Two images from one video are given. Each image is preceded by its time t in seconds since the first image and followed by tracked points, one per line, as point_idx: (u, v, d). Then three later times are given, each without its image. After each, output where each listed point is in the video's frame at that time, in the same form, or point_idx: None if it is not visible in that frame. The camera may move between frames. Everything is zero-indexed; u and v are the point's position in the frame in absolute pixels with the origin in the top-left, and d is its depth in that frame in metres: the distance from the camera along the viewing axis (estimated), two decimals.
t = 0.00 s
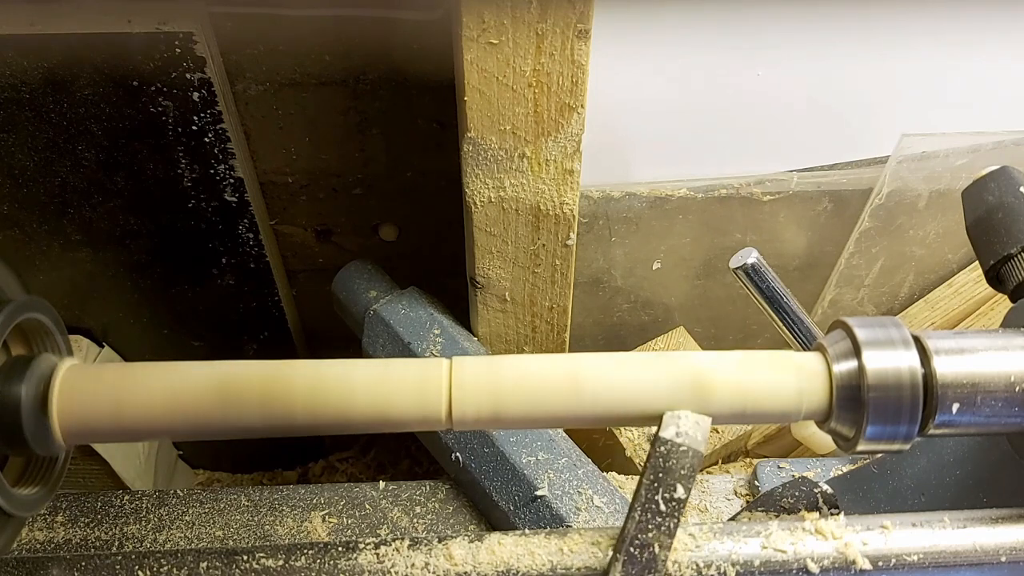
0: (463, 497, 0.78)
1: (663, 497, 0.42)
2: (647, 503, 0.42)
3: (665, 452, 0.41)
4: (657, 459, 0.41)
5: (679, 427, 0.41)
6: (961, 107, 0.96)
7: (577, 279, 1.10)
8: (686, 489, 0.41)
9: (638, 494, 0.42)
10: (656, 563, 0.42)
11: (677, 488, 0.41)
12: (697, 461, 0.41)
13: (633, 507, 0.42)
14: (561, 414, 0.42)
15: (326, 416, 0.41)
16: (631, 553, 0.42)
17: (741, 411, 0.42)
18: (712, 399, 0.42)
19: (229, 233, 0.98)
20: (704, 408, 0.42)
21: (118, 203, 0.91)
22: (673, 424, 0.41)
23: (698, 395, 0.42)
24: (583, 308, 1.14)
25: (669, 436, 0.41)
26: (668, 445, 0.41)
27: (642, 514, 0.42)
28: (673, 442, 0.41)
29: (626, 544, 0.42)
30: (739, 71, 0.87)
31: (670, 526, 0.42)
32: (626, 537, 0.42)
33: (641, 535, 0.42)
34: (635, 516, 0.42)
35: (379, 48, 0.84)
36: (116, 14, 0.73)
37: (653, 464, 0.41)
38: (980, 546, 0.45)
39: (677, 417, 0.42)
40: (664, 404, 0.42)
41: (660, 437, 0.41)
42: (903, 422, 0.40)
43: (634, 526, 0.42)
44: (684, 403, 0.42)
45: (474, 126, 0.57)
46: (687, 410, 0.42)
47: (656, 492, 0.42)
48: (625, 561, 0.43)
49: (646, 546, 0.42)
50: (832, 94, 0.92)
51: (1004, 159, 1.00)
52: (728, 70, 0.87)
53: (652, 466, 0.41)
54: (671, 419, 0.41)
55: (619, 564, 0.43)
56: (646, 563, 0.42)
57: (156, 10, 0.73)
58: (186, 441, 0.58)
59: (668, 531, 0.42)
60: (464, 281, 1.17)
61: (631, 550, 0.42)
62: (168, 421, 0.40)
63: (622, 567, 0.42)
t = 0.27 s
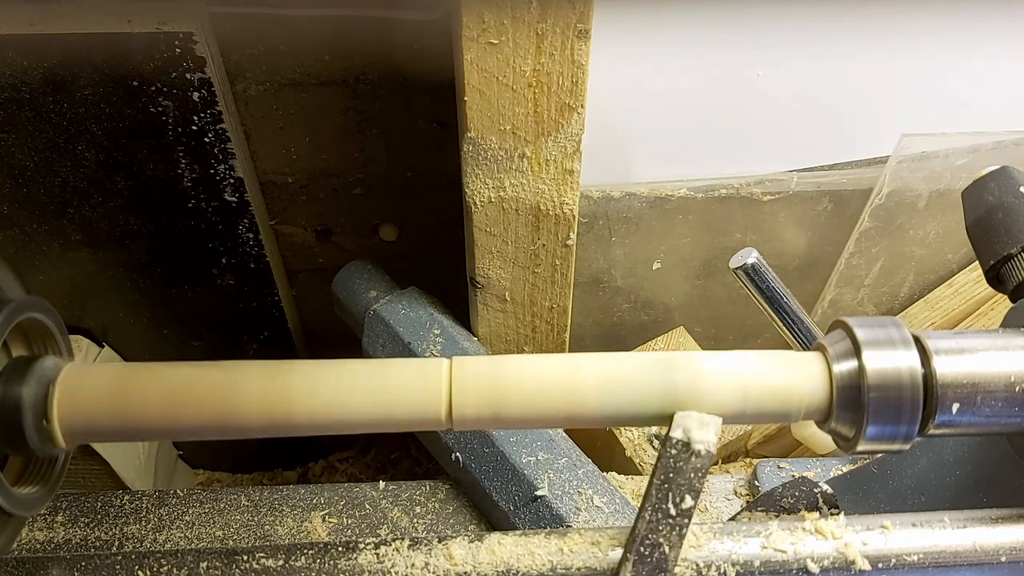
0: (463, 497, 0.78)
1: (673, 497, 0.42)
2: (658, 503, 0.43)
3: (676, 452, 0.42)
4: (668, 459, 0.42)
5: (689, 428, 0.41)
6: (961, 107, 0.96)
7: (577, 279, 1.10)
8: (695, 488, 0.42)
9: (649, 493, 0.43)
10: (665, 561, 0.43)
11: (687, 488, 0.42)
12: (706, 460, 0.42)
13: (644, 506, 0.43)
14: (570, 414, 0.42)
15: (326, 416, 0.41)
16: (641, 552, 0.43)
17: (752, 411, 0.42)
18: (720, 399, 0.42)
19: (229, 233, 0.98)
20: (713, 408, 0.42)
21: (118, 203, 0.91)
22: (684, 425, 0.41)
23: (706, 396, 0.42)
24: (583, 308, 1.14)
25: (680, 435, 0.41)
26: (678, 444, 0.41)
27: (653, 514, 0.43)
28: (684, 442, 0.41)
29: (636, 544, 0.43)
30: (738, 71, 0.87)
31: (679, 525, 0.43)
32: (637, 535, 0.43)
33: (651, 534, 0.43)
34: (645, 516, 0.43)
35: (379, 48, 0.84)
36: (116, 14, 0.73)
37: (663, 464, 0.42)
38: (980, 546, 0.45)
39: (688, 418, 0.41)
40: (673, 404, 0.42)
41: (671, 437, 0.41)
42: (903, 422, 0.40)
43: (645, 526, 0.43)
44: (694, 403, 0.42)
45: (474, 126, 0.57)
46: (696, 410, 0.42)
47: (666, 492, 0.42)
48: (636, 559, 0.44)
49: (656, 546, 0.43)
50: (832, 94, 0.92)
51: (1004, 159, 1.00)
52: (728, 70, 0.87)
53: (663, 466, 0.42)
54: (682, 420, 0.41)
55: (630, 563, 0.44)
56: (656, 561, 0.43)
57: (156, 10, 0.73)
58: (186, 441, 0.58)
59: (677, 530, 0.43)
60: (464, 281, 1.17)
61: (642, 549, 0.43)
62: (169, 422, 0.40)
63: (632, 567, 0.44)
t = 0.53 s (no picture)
0: (463, 497, 0.78)
1: (683, 498, 0.42)
2: (667, 503, 0.42)
3: (685, 452, 0.41)
4: (678, 459, 0.41)
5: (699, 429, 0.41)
6: (961, 107, 0.96)
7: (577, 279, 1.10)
8: (705, 488, 0.42)
9: (659, 493, 0.43)
10: (676, 560, 0.43)
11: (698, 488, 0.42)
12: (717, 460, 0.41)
13: (654, 506, 0.43)
14: (578, 414, 0.42)
15: (326, 416, 0.41)
16: (652, 553, 0.43)
17: (762, 411, 0.42)
18: (728, 399, 0.42)
19: (229, 233, 0.98)
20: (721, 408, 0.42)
21: (118, 203, 0.91)
22: (694, 426, 0.41)
23: (715, 395, 0.41)
24: (584, 308, 1.14)
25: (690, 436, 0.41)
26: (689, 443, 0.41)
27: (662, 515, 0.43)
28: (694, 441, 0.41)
29: (647, 545, 0.43)
30: (738, 70, 0.87)
31: (689, 525, 0.43)
32: (647, 536, 0.43)
33: (662, 534, 0.43)
34: (656, 516, 0.43)
35: (379, 48, 0.84)
36: (116, 14, 0.73)
37: (673, 465, 0.41)
38: (980, 546, 0.45)
39: (698, 418, 0.41)
40: (681, 404, 0.42)
41: (682, 437, 0.41)
42: (903, 422, 0.40)
43: (655, 526, 0.43)
44: (702, 403, 0.42)
45: (474, 126, 0.57)
46: (705, 410, 0.42)
47: (676, 493, 0.42)
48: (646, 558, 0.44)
49: (666, 546, 0.43)
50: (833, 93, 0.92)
51: (1004, 159, 1.00)
52: (728, 70, 0.87)
53: (673, 467, 0.41)
54: (692, 420, 0.41)
55: (641, 562, 0.44)
56: (668, 561, 0.43)
57: (156, 10, 0.73)
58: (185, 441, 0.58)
59: (687, 530, 0.43)
60: (464, 281, 1.17)
61: (652, 549, 0.43)
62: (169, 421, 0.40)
63: (643, 566, 0.44)
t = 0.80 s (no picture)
0: (463, 497, 0.78)
1: (691, 497, 0.42)
2: (676, 503, 0.43)
3: (693, 452, 0.41)
4: (685, 460, 0.42)
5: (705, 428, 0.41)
6: (961, 107, 0.96)
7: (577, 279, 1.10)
8: (713, 489, 0.42)
9: (666, 493, 0.43)
10: (683, 559, 0.44)
11: (705, 488, 0.42)
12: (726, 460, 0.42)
13: (662, 506, 0.43)
14: (584, 413, 0.42)
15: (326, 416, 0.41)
16: (659, 552, 0.44)
17: (770, 412, 0.42)
18: (736, 399, 0.42)
19: (229, 233, 0.98)
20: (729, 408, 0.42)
21: (118, 203, 0.91)
22: (701, 425, 0.41)
23: (723, 396, 0.41)
24: (584, 308, 1.14)
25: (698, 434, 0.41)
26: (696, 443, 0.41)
27: (670, 515, 0.43)
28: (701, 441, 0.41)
29: (655, 544, 0.44)
30: (738, 70, 0.87)
31: (697, 525, 0.43)
32: (655, 535, 0.43)
33: (670, 534, 0.43)
34: (663, 516, 0.43)
35: (379, 48, 0.84)
36: (116, 14, 0.73)
37: (682, 465, 0.42)
38: (980, 546, 0.45)
39: (706, 417, 0.41)
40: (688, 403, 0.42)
41: (689, 437, 0.41)
42: (903, 422, 0.40)
43: (663, 526, 0.43)
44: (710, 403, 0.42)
45: (473, 126, 0.57)
46: (713, 410, 0.42)
47: (684, 492, 0.42)
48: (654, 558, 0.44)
49: (674, 546, 0.43)
50: (833, 93, 0.92)
51: (1004, 159, 1.00)
52: (728, 70, 0.87)
53: (680, 467, 0.42)
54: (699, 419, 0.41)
55: (649, 562, 0.44)
56: (676, 561, 0.44)
57: (156, 10, 0.73)
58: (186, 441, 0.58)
59: (695, 529, 0.43)
60: (464, 281, 1.17)
61: (660, 549, 0.44)
62: (169, 420, 0.40)
63: (650, 565, 0.44)
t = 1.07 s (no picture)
0: (463, 497, 0.78)
1: (697, 497, 0.43)
2: (682, 503, 0.43)
3: (699, 451, 0.42)
4: (690, 460, 0.42)
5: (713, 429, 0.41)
6: (961, 107, 0.96)
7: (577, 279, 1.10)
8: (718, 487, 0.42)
9: (672, 494, 0.43)
10: (690, 559, 0.44)
11: (711, 488, 0.42)
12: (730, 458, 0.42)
13: (668, 506, 0.43)
14: (590, 412, 0.42)
15: (326, 416, 0.41)
16: (666, 553, 0.44)
17: (778, 413, 0.42)
18: (746, 400, 0.42)
19: (229, 233, 0.98)
20: (736, 408, 0.42)
21: (118, 203, 0.91)
22: (708, 425, 0.41)
23: (731, 396, 0.42)
24: (584, 308, 1.14)
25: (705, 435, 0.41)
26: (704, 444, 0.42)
27: (677, 515, 0.43)
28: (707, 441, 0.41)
29: (661, 544, 0.44)
30: (738, 70, 0.87)
31: (703, 525, 0.43)
32: (662, 536, 0.43)
33: (676, 535, 0.43)
34: (670, 517, 0.43)
35: (379, 48, 0.84)
36: (116, 14, 0.73)
37: (688, 464, 0.42)
38: (980, 546, 0.45)
39: (712, 417, 0.41)
40: (696, 403, 0.42)
41: (695, 437, 0.41)
42: (903, 422, 0.40)
43: (669, 526, 0.43)
44: (719, 402, 0.42)
45: (473, 126, 0.57)
46: (721, 410, 0.42)
47: (690, 492, 0.43)
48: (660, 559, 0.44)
49: (680, 546, 0.43)
50: (833, 93, 0.92)
51: (1004, 159, 1.00)
52: (728, 70, 0.87)
53: (686, 466, 0.42)
54: (705, 419, 0.41)
55: (655, 562, 0.44)
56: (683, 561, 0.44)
57: (156, 10, 0.73)
58: (186, 441, 0.58)
59: (701, 529, 0.43)
60: (464, 280, 1.17)
61: (667, 549, 0.44)
62: (170, 421, 0.40)
63: (656, 566, 0.44)
